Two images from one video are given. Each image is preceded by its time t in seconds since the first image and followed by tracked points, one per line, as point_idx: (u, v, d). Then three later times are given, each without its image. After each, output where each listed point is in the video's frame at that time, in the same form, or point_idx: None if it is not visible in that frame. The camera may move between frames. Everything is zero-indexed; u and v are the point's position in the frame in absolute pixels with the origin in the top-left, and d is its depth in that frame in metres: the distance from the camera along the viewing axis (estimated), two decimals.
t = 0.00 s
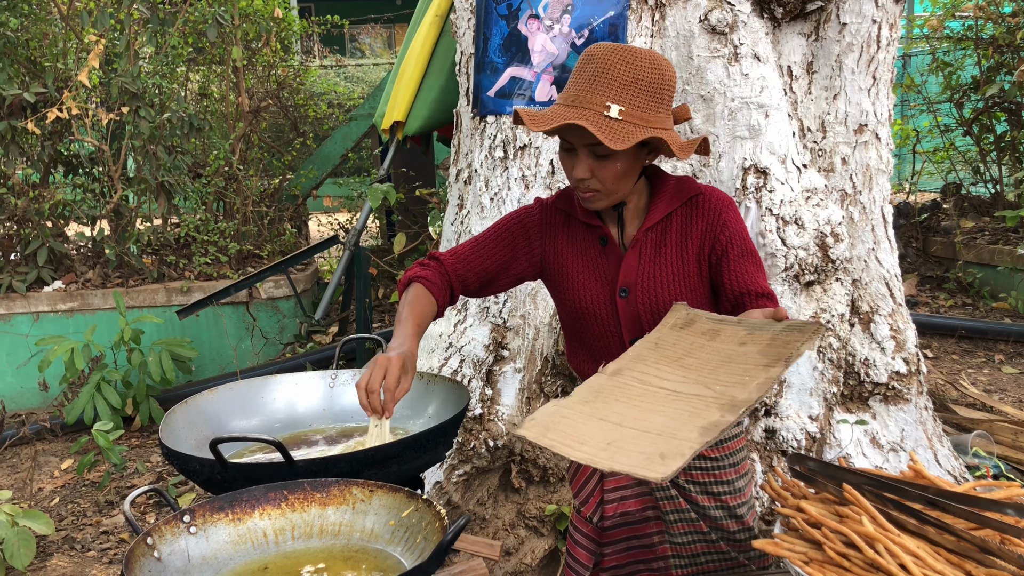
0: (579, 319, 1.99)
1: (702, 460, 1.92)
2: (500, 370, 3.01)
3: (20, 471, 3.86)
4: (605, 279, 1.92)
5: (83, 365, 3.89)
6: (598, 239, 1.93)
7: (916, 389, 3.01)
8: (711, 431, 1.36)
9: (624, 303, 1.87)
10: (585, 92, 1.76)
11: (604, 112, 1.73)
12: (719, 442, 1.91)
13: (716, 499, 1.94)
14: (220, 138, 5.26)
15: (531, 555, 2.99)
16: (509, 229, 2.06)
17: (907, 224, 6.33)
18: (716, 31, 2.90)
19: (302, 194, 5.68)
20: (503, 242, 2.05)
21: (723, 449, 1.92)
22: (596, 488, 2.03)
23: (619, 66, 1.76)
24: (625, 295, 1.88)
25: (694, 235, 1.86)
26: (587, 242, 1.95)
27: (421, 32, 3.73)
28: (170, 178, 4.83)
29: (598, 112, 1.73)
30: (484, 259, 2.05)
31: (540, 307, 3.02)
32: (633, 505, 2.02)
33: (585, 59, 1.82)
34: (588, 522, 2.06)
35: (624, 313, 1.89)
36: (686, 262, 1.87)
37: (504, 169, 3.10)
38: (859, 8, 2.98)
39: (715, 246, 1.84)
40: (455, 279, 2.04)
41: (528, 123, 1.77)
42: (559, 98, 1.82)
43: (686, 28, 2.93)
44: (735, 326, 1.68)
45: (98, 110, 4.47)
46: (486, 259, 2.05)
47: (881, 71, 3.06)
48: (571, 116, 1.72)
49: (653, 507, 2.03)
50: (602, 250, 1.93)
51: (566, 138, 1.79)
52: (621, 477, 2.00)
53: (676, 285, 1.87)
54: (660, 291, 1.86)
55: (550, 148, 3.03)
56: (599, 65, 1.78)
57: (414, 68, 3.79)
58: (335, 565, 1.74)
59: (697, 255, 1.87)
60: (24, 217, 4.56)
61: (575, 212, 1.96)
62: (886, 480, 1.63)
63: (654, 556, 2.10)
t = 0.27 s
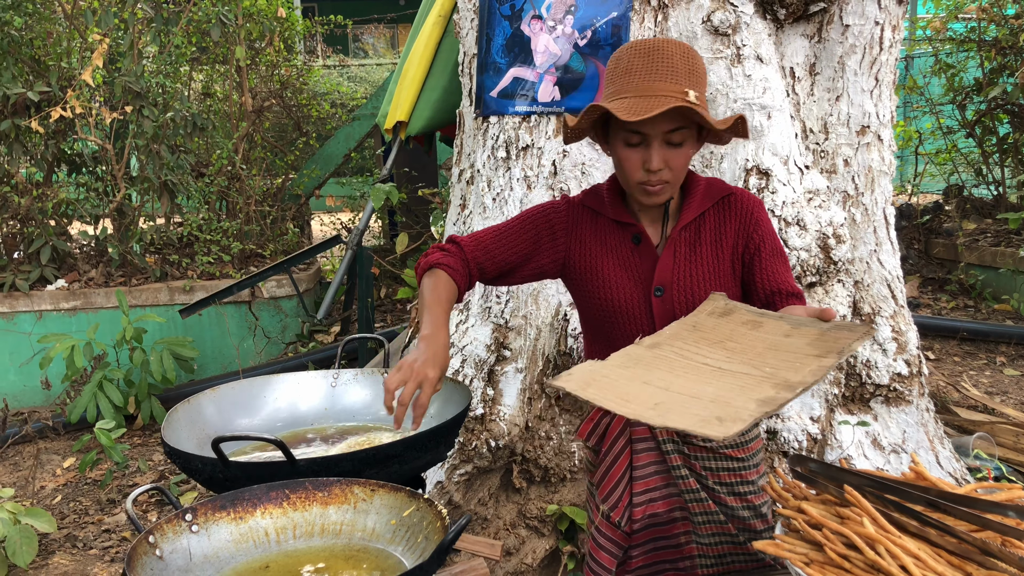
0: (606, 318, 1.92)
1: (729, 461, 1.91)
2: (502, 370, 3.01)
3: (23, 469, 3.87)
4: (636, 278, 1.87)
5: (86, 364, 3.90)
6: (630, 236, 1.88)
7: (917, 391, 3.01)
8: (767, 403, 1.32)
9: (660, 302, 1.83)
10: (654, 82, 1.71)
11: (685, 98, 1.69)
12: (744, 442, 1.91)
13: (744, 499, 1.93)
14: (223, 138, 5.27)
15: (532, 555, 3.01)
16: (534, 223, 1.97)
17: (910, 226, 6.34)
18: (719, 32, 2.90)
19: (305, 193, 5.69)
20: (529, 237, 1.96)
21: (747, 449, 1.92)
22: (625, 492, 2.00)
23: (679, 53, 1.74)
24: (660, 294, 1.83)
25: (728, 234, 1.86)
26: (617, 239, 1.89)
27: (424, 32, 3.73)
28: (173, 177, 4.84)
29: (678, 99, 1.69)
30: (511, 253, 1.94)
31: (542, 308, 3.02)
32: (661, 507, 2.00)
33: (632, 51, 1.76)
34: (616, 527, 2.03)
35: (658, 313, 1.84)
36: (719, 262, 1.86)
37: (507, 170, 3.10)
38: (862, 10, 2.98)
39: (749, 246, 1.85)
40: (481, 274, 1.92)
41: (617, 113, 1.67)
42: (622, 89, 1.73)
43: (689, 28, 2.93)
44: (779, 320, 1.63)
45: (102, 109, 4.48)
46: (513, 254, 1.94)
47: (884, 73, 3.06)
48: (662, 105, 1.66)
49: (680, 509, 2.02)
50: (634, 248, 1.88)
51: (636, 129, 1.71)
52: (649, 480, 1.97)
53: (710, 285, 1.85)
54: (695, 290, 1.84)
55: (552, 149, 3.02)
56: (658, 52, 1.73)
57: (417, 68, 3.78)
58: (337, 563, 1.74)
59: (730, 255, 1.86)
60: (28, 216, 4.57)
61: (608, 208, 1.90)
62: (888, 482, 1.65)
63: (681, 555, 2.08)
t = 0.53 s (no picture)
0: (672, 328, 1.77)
1: (768, 470, 1.93)
2: (504, 370, 3.00)
3: (24, 467, 3.87)
4: (707, 282, 1.75)
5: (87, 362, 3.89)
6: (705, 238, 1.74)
7: (920, 392, 3.00)
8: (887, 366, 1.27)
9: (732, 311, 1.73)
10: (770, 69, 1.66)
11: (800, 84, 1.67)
12: (781, 452, 1.95)
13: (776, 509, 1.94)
14: (225, 136, 5.28)
15: (533, 555, 3.02)
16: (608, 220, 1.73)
17: (912, 226, 6.34)
18: (721, 32, 2.92)
19: (306, 192, 5.69)
20: (609, 237, 1.71)
21: (784, 459, 1.96)
22: (661, 495, 1.89)
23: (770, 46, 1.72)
24: (733, 301, 1.73)
25: (799, 240, 1.77)
26: (691, 241, 1.74)
27: (426, 31, 3.73)
28: (176, 175, 4.84)
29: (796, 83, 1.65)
30: (593, 257, 1.69)
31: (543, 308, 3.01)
32: (693, 513, 1.90)
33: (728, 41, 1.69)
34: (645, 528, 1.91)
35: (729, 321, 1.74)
36: (787, 269, 1.78)
37: (509, 169, 3.10)
38: (864, 9, 2.97)
39: (813, 250, 1.78)
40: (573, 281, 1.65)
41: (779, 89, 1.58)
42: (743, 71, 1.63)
43: (691, 28, 2.95)
44: (859, 332, 1.56)
45: (104, 107, 4.48)
46: (597, 257, 1.69)
47: (887, 72, 3.05)
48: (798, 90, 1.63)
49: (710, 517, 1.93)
50: (708, 251, 1.75)
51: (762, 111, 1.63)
52: (686, 485, 1.89)
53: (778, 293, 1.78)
54: (766, 298, 1.75)
55: (554, 148, 3.02)
56: (759, 41, 1.69)
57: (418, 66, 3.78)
58: (338, 563, 1.74)
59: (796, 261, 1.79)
60: (30, 215, 4.57)
61: (684, 206, 1.74)
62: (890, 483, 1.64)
63: (702, 566, 1.98)
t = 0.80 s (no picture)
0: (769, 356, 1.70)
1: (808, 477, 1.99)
2: (503, 370, 3.01)
3: (24, 466, 3.87)
4: (796, 310, 1.68)
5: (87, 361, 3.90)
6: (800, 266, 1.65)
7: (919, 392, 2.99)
8: (958, 405, 1.18)
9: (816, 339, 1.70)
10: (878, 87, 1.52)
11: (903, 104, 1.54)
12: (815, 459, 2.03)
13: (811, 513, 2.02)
14: (225, 136, 5.28)
15: (532, 554, 3.03)
16: (723, 261, 1.58)
17: (912, 226, 6.34)
18: (721, 32, 2.91)
19: (306, 192, 5.69)
20: (732, 283, 1.56)
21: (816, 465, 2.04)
22: (716, 508, 1.90)
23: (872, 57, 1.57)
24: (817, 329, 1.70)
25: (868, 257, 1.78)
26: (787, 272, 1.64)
27: (426, 31, 3.73)
28: (176, 175, 4.84)
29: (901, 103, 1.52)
30: (727, 311, 1.54)
31: (543, 308, 3.02)
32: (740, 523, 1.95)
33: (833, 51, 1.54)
34: (701, 541, 1.91)
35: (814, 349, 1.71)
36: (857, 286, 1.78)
37: (508, 169, 3.10)
38: (865, 9, 2.92)
39: (880, 262, 1.79)
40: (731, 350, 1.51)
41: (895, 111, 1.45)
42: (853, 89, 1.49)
43: (691, 28, 2.94)
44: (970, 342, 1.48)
45: (103, 107, 4.48)
46: (733, 312, 1.54)
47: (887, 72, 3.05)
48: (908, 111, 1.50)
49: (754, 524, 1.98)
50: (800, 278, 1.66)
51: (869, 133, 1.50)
52: (740, 497, 1.92)
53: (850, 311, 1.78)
54: (847, 313, 1.75)
55: (553, 148, 3.02)
56: (863, 53, 1.54)
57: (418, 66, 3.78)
58: (336, 562, 1.74)
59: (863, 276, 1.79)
60: (29, 214, 4.58)
61: (778, 228, 1.62)
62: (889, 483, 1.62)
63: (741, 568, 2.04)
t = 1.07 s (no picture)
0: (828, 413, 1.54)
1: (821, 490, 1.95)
2: (498, 368, 3.01)
3: (17, 465, 3.86)
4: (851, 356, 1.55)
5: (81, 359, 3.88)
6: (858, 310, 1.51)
7: (915, 390, 2.99)
8: None
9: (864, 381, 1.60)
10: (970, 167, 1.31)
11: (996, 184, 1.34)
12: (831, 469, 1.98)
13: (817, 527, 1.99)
14: (220, 134, 5.27)
15: (527, 552, 3.02)
16: (826, 322, 1.36)
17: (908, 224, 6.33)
18: (716, 29, 2.90)
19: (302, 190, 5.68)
20: (843, 346, 1.34)
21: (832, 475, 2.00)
22: (722, 520, 1.88)
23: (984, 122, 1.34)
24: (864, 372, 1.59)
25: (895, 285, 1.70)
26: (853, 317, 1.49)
27: (422, 29, 3.71)
28: (171, 172, 4.82)
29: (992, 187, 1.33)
30: (853, 377, 1.31)
31: (538, 305, 3.01)
32: (741, 531, 1.93)
33: (935, 107, 1.30)
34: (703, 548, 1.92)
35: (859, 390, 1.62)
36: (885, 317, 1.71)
37: (503, 166, 3.10)
38: (859, 7, 2.97)
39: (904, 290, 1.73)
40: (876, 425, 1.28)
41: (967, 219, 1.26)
42: (929, 168, 1.30)
43: (686, 26, 2.93)
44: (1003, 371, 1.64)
45: (98, 104, 4.46)
46: (860, 378, 1.31)
47: (882, 70, 3.04)
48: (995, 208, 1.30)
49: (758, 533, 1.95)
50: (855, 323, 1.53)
51: (940, 219, 1.34)
52: (744, 508, 1.89)
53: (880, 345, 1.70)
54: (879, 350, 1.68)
55: (548, 146, 3.01)
56: (976, 119, 1.31)
57: (414, 63, 3.77)
58: (328, 560, 1.74)
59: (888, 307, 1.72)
60: (23, 212, 4.56)
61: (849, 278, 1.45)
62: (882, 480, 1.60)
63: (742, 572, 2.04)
